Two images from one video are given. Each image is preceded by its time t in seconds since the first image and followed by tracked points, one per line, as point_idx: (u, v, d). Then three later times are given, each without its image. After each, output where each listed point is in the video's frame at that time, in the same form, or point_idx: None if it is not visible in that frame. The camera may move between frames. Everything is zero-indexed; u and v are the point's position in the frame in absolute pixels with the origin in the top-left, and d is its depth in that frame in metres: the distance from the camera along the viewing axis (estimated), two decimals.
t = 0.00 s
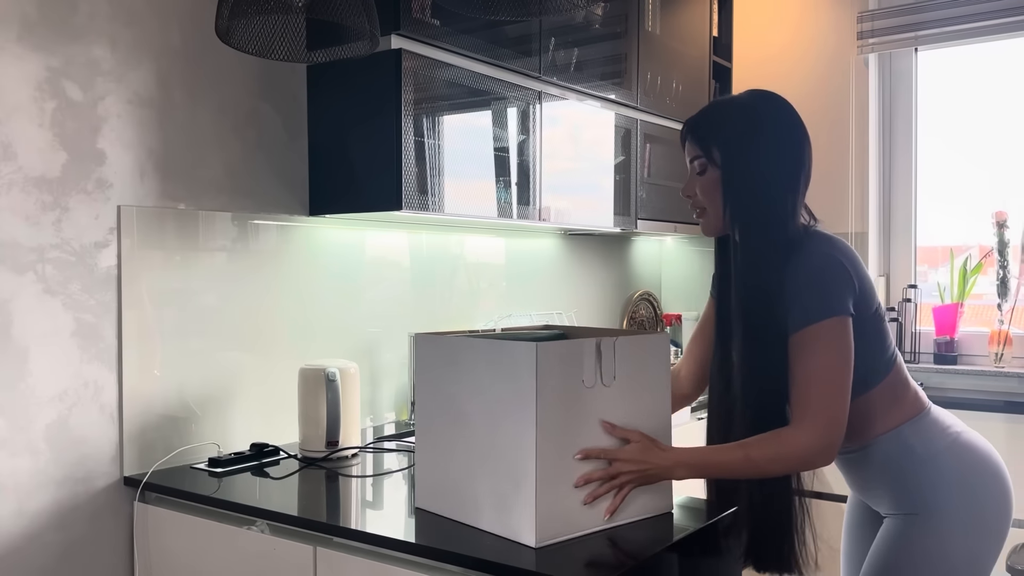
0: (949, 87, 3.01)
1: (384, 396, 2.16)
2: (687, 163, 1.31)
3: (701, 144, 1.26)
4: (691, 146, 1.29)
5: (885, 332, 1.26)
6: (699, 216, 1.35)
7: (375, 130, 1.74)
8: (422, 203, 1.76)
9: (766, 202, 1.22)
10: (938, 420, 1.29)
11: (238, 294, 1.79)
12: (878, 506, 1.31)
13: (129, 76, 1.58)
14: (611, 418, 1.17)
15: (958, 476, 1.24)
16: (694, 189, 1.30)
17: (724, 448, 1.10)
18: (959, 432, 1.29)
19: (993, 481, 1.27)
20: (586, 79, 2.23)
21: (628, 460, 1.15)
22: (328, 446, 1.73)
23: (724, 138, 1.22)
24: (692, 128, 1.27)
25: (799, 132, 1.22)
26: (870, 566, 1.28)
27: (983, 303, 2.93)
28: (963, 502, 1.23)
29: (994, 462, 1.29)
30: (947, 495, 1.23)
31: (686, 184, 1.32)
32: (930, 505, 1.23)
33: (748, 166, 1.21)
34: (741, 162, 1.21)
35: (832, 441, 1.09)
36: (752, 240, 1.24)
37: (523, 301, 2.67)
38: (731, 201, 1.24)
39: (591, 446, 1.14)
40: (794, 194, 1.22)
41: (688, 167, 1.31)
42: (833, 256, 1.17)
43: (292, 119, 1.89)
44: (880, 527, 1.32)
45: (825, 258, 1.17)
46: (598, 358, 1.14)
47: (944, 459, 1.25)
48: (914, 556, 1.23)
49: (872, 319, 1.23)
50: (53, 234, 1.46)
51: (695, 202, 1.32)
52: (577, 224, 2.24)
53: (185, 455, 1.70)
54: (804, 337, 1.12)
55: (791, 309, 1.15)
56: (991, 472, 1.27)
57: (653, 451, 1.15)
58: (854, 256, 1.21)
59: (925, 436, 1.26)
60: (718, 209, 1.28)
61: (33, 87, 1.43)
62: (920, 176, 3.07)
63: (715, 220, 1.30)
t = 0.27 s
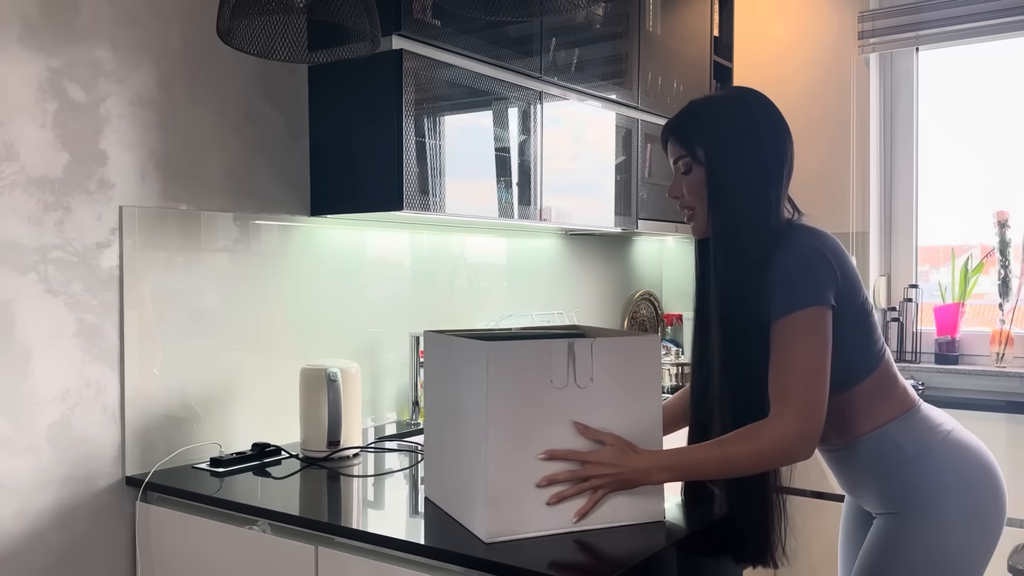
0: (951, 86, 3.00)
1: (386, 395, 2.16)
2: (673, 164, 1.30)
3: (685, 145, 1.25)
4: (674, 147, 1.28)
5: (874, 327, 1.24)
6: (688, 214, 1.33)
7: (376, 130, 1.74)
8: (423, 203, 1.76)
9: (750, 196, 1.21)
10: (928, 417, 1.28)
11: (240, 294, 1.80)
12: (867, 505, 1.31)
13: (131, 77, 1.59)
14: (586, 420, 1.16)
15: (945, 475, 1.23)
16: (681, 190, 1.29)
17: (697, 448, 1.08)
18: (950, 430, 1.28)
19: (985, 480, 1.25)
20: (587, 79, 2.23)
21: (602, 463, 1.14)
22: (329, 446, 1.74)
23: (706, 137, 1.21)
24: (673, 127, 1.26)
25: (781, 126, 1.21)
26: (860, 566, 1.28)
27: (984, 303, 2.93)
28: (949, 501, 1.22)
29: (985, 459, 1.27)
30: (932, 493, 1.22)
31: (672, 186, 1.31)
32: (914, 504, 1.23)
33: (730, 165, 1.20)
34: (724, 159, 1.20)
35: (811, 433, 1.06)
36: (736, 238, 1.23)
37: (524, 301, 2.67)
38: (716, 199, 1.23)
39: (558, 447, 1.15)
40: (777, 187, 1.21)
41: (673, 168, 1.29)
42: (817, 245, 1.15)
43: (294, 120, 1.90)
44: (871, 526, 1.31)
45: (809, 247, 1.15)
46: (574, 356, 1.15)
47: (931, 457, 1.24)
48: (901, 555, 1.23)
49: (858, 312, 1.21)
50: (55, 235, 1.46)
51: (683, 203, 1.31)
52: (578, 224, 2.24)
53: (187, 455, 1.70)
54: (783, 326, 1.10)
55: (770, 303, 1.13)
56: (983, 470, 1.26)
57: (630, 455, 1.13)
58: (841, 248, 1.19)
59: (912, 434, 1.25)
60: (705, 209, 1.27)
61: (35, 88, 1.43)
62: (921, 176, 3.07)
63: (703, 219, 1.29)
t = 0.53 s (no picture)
0: (954, 85, 3.00)
1: (390, 394, 2.17)
2: (666, 163, 1.27)
3: (676, 144, 1.22)
4: (665, 147, 1.25)
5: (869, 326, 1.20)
6: (682, 214, 1.31)
7: (380, 129, 1.74)
8: (426, 202, 1.76)
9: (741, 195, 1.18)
10: (925, 418, 1.22)
11: (244, 294, 1.80)
12: (864, 509, 1.25)
13: (136, 77, 1.59)
14: (548, 421, 1.15)
15: (943, 478, 1.17)
16: (675, 189, 1.26)
17: (651, 447, 1.06)
18: (951, 432, 1.22)
19: (985, 484, 1.20)
20: (590, 78, 2.23)
21: (557, 462, 1.12)
22: (333, 446, 1.74)
23: (697, 135, 1.18)
24: (666, 126, 1.24)
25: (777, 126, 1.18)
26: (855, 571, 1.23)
27: (988, 302, 2.93)
28: (948, 505, 1.16)
29: (985, 461, 1.22)
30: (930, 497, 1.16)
31: (666, 186, 1.29)
32: (910, 507, 1.17)
33: (720, 164, 1.17)
34: (715, 158, 1.18)
35: (768, 427, 1.03)
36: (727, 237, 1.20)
37: (527, 300, 2.68)
38: (709, 199, 1.20)
39: (516, 445, 1.15)
40: (767, 187, 1.18)
41: (666, 167, 1.27)
42: (805, 245, 1.11)
43: (298, 120, 1.90)
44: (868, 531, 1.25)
45: (797, 246, 1.11)
46: (535, 359, 1.15)
47: (927, 460, 1.18)
48: (896, 560, 1.18)
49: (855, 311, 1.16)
50: (60, 234, 1.46)
51: (677, 202, 1.28)
52: (581, 223, 2.24)
53: (191, 454, 1.71)
54: (761, 322, 1.07)
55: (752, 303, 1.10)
56: (983, 474, 1.20)
57: (585, 456, 1.11)
58: (834, 247, 1.15)
59: (909, 436, 1.19)
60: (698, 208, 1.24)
61: (40, 88, 1.43)
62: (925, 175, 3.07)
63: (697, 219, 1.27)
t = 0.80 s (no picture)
0: (957, 82, 2.99)
1: (393, 393, 2.17)
2: (656, 162, 1.26)
3: (666, 143, 1.21)
4: (656, 145, 1.24)
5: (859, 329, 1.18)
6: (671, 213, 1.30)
7: (382, 127, 1.74)
8: (429, 201, 1.76)
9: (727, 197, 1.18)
10: (922, 423, 1.20)
11: (248, 293, 1.80)
12: (857, 513, 1.23)
13: (138, 76, 1.59)
14: (520, 420, 1.18)
15: (936, 484, 1.15)
16: (665, 188, 1.25)
17: (608, 444, 1.07)
18: (947, 438, 1.20)
19: (982, 494, 1.17)
20: (593, 77, 2.23)
21: (523, 459, 1.15)
22: (336, 444, 1.74)
23: (686, 134, 1.18)
24: (656, 124, 1.23)
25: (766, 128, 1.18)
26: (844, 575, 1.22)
27: (991, 301, 2.92)
28: (940, 512, 1.14)
29: (982, 468, 1.19)
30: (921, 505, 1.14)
31: (656, 184, 1.28)
32: (900, 513, 1.16)
33: (709, 163, 1.17)
34: (703, 158, 1.17)
35: (728, 420, 1.03)
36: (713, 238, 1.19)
37: (530, 299, 2.68)
38: (696, 198, 1.19)
39: (489, 441, 1.19)
40: (755, 188, 1.17)
41: (656, 166, 1.26)
42: (785, 247, 1.11)
43: (300, 118, 1.90)
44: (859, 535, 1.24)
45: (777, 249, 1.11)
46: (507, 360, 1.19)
47: (920, 466, 1.16)
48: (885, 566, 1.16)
49: (842, 314, 1.16)
50: (63, 233, 1.46)
51: (666, 202, 1.27)
52: (584, 222, 2.24)
53: (195, 453, 1.71)
54: (735, 318, 1.07)
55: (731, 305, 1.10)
56: (981, 485, 1.17)
57: (548, 456, 1.13)
58: (821, 249, 1.15)
59: (903, 442, 1.17)
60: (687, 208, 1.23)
61: (43, 86, 1.44)
62: (928, 173, 3.06)
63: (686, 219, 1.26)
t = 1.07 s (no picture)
0: (961, 79, 2.98)
1: (395, 390, 2.17)
2: (652, 156, 1.25)
3: (661, 136, 1.21)
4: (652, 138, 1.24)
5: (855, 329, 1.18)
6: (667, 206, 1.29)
7: (385, 125, 1.74)
8: (432, 198, 1.76)
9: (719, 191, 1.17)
10: (914, 428, 1.19)
11: (250, 291, 1.81)
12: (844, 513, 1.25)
13: (141, 74, 1.59)
14: (508, 419, 1.19)
15: (923, 490, 1.15)
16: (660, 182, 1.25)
17: (590, 441, 1.09)
18: (939, 443, 1.19)
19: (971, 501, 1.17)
20: (596, 74, 2.22)
21: (510, 457, 1.16)
22: (339, 442, 1.75)
23: (680, 126, 1.17)
24: (650, 117, 1.22)
25: (760, 125, 1.16)
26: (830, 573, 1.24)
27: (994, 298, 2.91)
28: (926, 518, 1.15)
29: (974, 474, 1.19)
30: (906, 512, 1.15)
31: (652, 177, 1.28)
32: (884, 517, 1.17)
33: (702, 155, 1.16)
34: (696, 150, 1.16)
35: (705, 417, 1.03)
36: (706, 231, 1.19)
37: (532, 297, 2.68)
38: (689, 192, 1.19)
39: (479, 439, 1.21)
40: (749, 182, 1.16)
41: (652, 159, 1.26)
42: (773, 246, 1.09)
43: (303, 116, 1.90)
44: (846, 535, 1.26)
45: (764, 246, 1.09)
46: (496, 357, 1.20)
47: (907, 471, 1.16)
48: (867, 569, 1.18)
49: (835, 310, 1.14)
50: (66, 231, 1.47)
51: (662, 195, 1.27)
52: (587, 220, 2.24)
53: (198, 450, 1.71)
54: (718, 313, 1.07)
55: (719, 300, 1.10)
56: (970, 490, 1.17)
57: (532, 453, 1.14)
58: (812, 245, 1.13)
59: (891, 446, 1.17)
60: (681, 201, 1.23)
61: (46, 85, 1.44)
62: (932, 170, 3.05)
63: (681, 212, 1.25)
